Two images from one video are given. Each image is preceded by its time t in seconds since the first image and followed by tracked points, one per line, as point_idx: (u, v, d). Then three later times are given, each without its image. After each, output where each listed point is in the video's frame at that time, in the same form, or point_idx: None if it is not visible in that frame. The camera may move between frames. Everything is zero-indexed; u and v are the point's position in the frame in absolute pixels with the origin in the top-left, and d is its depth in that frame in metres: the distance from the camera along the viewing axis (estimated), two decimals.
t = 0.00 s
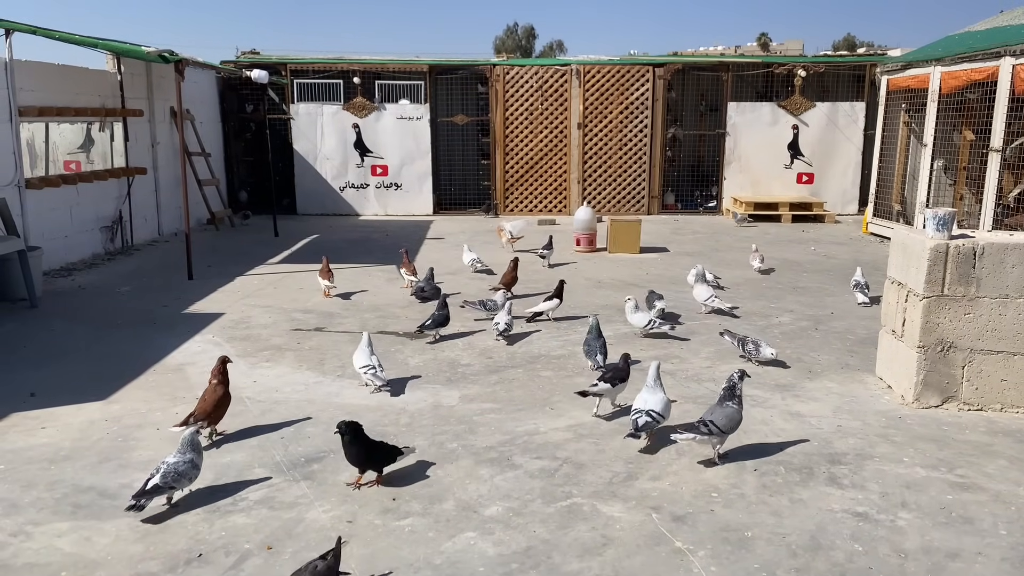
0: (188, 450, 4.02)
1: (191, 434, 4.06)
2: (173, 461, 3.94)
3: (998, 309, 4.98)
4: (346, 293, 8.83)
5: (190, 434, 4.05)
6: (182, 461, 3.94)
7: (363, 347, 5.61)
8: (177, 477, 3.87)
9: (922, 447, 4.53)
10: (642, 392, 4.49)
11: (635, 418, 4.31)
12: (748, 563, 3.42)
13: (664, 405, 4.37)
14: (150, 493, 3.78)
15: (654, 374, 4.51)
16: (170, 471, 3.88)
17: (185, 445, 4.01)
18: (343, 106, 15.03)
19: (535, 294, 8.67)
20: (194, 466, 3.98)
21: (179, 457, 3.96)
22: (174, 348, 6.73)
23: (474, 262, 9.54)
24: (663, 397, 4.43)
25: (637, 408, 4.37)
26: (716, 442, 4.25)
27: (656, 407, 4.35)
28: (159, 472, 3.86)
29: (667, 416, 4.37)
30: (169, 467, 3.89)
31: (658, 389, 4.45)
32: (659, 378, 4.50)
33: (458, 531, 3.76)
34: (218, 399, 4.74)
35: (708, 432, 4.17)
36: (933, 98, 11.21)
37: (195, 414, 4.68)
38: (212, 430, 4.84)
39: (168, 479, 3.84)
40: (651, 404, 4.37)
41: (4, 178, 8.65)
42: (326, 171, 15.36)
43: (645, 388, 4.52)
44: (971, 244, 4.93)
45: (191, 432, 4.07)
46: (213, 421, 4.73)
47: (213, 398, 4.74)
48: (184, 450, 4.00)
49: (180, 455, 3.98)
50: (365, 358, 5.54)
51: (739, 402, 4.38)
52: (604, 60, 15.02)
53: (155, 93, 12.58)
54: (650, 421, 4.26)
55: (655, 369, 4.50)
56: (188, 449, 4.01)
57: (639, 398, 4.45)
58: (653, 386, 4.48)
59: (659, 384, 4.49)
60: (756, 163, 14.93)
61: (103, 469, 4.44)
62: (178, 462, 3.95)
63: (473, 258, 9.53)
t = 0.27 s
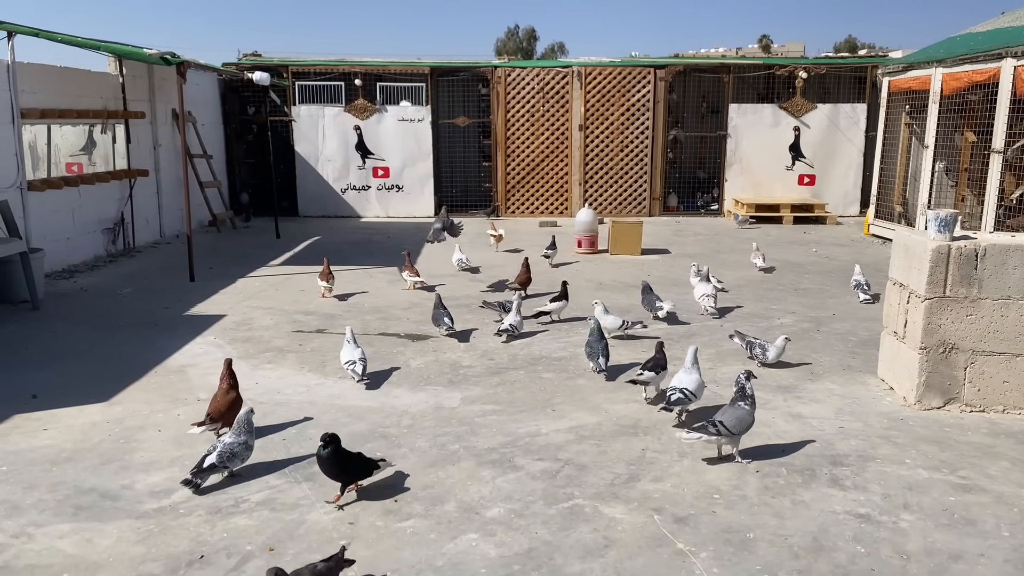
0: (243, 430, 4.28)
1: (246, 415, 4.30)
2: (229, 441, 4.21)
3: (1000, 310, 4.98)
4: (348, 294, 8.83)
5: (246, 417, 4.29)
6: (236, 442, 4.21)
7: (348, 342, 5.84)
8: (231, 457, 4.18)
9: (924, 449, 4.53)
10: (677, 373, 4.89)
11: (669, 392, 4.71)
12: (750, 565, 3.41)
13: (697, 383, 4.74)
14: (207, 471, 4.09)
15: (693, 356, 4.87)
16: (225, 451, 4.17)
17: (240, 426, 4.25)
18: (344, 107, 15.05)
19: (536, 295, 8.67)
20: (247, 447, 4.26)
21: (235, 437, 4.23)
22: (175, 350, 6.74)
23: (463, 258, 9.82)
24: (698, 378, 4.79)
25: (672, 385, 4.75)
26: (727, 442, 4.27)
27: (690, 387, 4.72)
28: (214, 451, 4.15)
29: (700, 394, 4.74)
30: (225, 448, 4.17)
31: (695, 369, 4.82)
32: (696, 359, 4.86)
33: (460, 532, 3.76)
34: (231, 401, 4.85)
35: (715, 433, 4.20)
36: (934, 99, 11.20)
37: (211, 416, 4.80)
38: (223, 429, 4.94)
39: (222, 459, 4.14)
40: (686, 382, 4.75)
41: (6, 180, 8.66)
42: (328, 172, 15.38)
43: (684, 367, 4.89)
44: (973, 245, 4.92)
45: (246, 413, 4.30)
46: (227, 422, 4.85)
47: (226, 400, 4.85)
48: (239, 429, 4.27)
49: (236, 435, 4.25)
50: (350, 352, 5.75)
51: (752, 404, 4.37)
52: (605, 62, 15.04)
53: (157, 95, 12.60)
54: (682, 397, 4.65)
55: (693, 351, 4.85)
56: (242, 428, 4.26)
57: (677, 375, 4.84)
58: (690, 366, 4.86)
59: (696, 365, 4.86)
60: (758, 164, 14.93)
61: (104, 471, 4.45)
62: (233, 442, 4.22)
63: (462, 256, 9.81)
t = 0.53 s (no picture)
0: (293, 417, 4.49)
1: (297, 401, 4.53)
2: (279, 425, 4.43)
3: (1001, 313, 4.97)
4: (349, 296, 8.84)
5: (296, 403, 4.51)
6: (286, 426, 4.43)
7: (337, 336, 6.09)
8: (279, 440, 4.37)
9: (926, 452, 4.52)
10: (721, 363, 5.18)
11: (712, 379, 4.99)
12: (751, 567, 3.41)
13: (739, 371, 5.02)
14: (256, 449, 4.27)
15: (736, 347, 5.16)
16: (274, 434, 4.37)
17: (291, 411, 4.48)
18: (346, 110, 15.07)
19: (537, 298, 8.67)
20: (295, 432, 4.47)
21: (286, 423, 4.44)
22: (177, 352, 6.74)
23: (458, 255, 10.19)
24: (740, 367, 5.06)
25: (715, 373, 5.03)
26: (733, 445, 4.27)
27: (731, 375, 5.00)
28: (264, 432, 4.35)
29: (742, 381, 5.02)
30: (276, 430, 4.38)
31: (737, 359, 5.10)
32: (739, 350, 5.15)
33: (461, 534, 3.76)
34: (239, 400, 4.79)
35: (723, 434, 4.20)
36: (935, 102, 11.18)
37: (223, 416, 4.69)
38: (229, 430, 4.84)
39: (271, 440, 4.33)
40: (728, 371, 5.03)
41: (9, 182, 8.69)
42: (329, 175, 15.39)
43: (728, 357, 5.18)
44: (974, 247, 4.92)
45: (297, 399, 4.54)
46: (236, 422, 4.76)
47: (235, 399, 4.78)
48: (289, 414, 4.49)
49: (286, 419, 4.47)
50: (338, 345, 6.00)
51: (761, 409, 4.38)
52: (607, 64, 15.05)
53: (159, 97, 12.61)
54: (723, 384, 4.92)
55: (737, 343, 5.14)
56: (292, 414, 4.49)
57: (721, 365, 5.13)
58: (734, 356, 5.14)
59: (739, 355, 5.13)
60: (759, 167, 14.93)
61: (106, 473, 4.45)
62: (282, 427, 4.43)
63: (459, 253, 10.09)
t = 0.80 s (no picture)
0: (332, 402, 4.82)
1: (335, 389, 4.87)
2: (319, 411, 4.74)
3: (1003, 316, 4.97)
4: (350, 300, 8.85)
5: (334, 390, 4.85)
6: (326, 409, 4.74)
7: (320, 335, 6.31)
8: (320, 423, 4.68)
9: (927, 456, 4.52)
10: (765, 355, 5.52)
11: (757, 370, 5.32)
12: (752, 572, 3.41)
13: (781, 363, 5.34)
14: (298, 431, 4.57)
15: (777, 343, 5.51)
16: (314, 418, 4.68)
17: (329, 398, 4.81)
18: (348, 114, 15.10)
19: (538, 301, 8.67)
20: (335, 416, 4.77)
21: (324, 408, 4.75)
22: (179, 355, 6.75)
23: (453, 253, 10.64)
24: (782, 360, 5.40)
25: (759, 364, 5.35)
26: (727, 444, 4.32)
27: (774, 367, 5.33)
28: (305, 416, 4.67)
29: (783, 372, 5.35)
30: (316, 414, 4.70)
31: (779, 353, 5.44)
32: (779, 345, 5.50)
33: (462, 538, 3.77)
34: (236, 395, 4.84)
35: (713, 433, 4.26)
36: (937, 106, 11.18)
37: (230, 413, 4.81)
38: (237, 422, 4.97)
39: (312, 423, 4.64)
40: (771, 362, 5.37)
41: (12, 186, 8.72)
42: (331, 178, 15.42)
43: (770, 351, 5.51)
44: (975, 252, 4.93)
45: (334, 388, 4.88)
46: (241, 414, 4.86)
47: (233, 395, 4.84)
48: (328, 401, 4.81)
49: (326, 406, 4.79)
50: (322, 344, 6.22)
51: (761, 412, 4.31)
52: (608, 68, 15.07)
53: (161, 101, 12.65)
54: (767, 375, 5.25)
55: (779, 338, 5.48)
56: (331, 400, 4.81)
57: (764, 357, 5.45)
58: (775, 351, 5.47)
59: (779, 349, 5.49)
60: (761, 171, 14.93)
61: (108, 476, 4.46)
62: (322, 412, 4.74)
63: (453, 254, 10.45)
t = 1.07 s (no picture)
0: (365, 392, 4.98)
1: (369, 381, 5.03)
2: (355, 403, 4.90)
3: (1005, 320, 4.97)
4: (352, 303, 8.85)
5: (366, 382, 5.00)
6: (361, 400, 4.90)
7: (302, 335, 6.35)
8: (355, 412, 4.83)
9: (929, 460, 4.51)
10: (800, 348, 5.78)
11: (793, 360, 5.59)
12: None
13: (816, 355, 5.61)
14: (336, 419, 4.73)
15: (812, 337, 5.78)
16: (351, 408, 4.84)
17: (362, 389, 4.97)
18: (350, 116, 15.12)
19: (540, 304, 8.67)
20: (368, 406, 4.93)
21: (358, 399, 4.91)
22: (180, 358, 6.75)
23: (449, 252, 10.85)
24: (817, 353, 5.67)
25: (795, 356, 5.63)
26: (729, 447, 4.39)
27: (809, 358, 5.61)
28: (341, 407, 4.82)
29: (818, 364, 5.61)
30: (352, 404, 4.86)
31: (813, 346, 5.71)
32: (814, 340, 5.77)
33: (463, 541, 3.76)
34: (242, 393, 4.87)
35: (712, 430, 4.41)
36: (939, 109, 11.18)
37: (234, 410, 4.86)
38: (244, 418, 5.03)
39: (348, 413, 4.80)
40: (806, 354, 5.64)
41: (14, 188, 8.74)
42: (333, 181, 15.43)
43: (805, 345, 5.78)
44: (978, 256, 4.92)
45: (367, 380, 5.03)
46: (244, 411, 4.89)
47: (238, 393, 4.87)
48: (361, 391, 4.98)
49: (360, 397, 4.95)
50: (303, 344, 6.25)
51: (755, 429, 4.22)
52: (610, 71, 15.08)
53: (164, 104, 12.67)
54: (802, 366, 5.52)
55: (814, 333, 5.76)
56: (364, 391, 4.98)
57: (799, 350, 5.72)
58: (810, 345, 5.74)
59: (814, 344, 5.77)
60: (763, 174, 14.93)
61: (110, 479, 4.46)
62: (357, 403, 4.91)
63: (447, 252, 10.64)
